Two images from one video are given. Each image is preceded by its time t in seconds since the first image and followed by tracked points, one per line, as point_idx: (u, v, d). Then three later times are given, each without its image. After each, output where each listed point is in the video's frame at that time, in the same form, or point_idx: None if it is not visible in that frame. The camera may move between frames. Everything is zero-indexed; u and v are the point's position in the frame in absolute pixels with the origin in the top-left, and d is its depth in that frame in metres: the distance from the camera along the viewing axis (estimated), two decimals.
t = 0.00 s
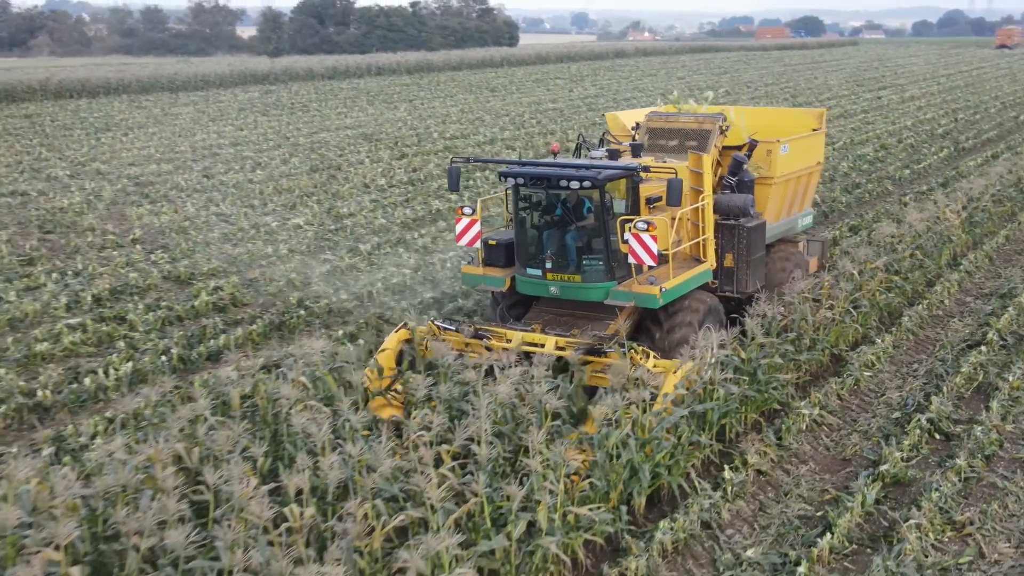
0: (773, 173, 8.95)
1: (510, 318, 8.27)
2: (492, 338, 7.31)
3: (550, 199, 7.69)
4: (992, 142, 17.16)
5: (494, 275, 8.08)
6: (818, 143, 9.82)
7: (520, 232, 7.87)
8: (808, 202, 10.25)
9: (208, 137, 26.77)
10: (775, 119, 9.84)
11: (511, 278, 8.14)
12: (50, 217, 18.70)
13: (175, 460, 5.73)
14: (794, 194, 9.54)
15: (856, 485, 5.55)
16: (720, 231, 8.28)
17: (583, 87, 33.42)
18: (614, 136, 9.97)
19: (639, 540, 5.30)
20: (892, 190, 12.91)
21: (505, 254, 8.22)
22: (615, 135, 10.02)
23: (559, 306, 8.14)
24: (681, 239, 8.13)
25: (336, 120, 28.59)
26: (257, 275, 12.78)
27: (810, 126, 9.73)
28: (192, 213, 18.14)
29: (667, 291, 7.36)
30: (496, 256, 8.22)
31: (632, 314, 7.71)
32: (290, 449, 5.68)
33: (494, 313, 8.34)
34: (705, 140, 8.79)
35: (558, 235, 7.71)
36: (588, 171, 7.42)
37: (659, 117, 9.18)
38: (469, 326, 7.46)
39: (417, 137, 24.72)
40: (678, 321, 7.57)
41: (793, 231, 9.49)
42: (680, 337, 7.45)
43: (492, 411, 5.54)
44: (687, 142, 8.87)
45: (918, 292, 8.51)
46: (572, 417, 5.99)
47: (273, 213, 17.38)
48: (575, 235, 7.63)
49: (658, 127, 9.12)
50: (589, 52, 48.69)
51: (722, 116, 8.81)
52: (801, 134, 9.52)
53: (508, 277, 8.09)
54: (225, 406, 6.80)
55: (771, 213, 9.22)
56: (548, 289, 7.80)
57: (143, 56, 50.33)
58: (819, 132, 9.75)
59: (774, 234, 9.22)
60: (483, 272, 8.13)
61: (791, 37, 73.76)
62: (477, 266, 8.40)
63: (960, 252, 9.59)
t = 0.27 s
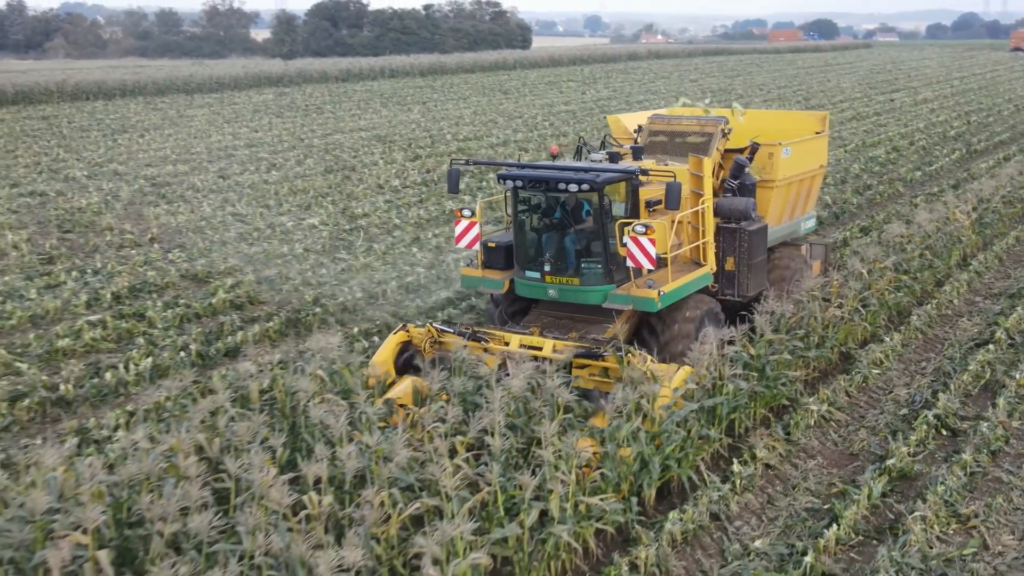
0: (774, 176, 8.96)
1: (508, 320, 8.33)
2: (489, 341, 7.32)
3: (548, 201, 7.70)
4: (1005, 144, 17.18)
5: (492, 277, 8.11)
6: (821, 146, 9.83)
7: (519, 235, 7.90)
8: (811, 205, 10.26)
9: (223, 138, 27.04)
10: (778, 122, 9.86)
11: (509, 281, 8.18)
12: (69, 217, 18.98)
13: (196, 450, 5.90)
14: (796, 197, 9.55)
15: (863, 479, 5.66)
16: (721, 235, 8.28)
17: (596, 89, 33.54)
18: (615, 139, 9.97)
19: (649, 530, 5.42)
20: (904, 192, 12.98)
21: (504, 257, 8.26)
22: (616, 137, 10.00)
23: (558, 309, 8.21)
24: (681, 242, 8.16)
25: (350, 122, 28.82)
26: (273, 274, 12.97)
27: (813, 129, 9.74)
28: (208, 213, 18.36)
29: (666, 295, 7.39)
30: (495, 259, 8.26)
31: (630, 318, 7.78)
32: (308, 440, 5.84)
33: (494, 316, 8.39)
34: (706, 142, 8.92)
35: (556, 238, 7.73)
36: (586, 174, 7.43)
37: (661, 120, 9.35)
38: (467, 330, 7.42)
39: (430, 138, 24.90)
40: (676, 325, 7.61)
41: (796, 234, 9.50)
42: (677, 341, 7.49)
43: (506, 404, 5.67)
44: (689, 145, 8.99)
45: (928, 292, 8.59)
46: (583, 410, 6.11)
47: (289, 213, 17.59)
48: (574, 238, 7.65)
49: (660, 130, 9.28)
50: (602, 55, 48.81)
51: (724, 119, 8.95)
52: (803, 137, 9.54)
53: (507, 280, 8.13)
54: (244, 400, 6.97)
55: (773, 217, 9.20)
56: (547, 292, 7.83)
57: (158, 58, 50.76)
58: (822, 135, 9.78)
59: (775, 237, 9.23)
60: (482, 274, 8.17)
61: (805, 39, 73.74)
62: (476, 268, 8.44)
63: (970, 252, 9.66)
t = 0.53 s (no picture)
0: (777, 179, 8.99)
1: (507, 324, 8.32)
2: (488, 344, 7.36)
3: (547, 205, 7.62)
4: (1020, 146, 17.19)
5: (491, 280, 8.13)
6: (825, 149, 9.86)
7: (518, 238, 7.82)
8: (815, 209, 10.30)
9: (240, 140, 27.32)
10: (782, 125, 9.89)
11: (508, 285, 8.14)
12: (90, 217, 19.27)
13: (220, 439, 6.09)
14: (800, 200, 9.59)
15: (872, 472, 5.77)
16: (722, 238, 8.27)
17: (611, 92, 33.65)
18: (617, 142, 10.01)
19: (660, 519, 5.56)
20: (918, 194, 13.04)
21: (503, 260, 8.22)
22: (618, 141, 10.05)
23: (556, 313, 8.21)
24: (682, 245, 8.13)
25: (366, 124, 29.06)
26: (292, 272, 13.18)
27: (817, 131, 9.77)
28: (228, 212, 18.59)
29: (664, 300, 7.35)
30: (495, 262, 8.23)
31: (629, 322, 7.78)
32: (329, 430, 6.02)
33: (493, 320, 8.38)
34: (709, 145, 8.98)
35: (555, 242, 7.64)
36: (585, 177, 7.35)
37: (664, 123, 9.40)
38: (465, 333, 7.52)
39: (446, 140, 25.10)
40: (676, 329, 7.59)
41: (800, 238, 9.55)
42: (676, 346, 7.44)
43: (521, 397, 5.81)
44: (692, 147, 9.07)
45: (939, 291, 8.66)
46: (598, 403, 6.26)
47: (307, 213, 17.81)
48: (573, 242, 7.56)
49: (662, 133, 9.33)
50: (617, 58, 48.92)
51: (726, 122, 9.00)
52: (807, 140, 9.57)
53: (506, 284, 8.11)
54: (265, 392, 7.15)
55: (776, 219, 9.24)
56: (546, 296, 7.75)
57: (175, 61, 51.18)
58: (826, 137, 9.84)
59: (778, 240, 9.28)
60: (481, 277, 8.17)
61: (821, 42, 73.65)
62: (476, 272, 8.42)
63: (983, 253, 9.73)
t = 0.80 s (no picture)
0: (779, 182, 9.05)
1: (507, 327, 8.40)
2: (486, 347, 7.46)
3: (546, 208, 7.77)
4: None
5: (490, 284, 8.24)
6: (829, 151, 9.95)
7: (517, 241, 7.99)
8: (819, 211, 10.37)
9: (259, 141, 27.61)
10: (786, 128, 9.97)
11: (507, 287, 8.27)
12: (112, 216, 19.58)
13: (243, 430, 6.26)
14: (803, 203, 9.67)
15: (881, 466, 5.87)
16: (723, 241, 8.29)
17: (627, 95, 33.75)
18: (620, 144, 10.09)
19: (673, 511, 5.69)
20: (933, 196, 13.09)
21: (502, 263, 8.36)
22: (620, 143, 10.17)
23: (555, 316, 8.28)
24: (682, 249, 8.17)
25: (383, 126, 29.29)
26: (311, 271, 13.39)
27: (821, 134, 9.84)
28: (247, 212, 18.84)
29: (663, 303, 7.42)
30: (495, 265, 8.37)
31: (629, 326, 7.87)
32: (349, 422, 6.18)
33: (494, 322, 8.49)
34: (711, 148, 9.06)
35: (554, 245, 7.81)
36: (583, 181, 7.42)
37: (665, 125, 9.41)
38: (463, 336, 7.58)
39: (463, 142, 25.29)
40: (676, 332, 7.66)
41: (804, 241, 9.63)
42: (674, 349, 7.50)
43: (537, 390, 5.95)
44: (693, 149, 9.11)
45: (951, 292, 8.74)
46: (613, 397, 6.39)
47: (325, 213, 18.02)
48: (571, 245, 7.70)
49: (664, 134, 9.33)
50: (633, 60, 48.99)
51: (729, 125, 9.10)
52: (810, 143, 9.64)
53: (505, 287, 8.25)
54: (285, 386, 7.33)
55: (778, 222, 9.29)
56: (545, 299, 7.90)
57: (193, 63, 51.64)
58: (830, 140, 9.87)
59: (781, 243, 9.35)
60: (480, 281, 8.29)
61: (838, 45, 73.50)
62: (475, 274, 8.55)
63: (996, 254, 9.79)
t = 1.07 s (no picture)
0: (780, 184, 8.96)
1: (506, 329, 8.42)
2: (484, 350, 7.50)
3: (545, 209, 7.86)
4: None
5: (489, 286, 8.30)
6: (833, 153, 9.87)
7: (516, 243, 8.06)
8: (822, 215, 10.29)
9: (274, 142, 27.85)
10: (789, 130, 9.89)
11: (506, 289, 8.31)
12: (130, 216, 19.84)
13: (263, 423, 6.41)
14: (806, 206, 9.58)
15: (890, 461, 5.95)
16: (725, 244, 8.37)
17: (641, 97, 33.80)
18: (621, 147, 10.13)
19: (683, 504, 5.80)
20: (946, 198, 13.13)
21: (502, 265, 8.42)
22: (622, 146, 10.22)
23: (554, 318, 8.30)
24: (682, 251, 8.15)
25: (398, 128, 29.47)
26: (327, 270, 13.55)
27: (825, 137, 9.76)
28: (263, 213, 19.04)
29: (662, 305, 7.44)
30: (494, 267, 8.43)
31: (628, 328, 7.91)
32: (367, 415, 6.32)
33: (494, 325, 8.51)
34: (713, 150, 9.03)
35: (553, 247, 7.88)
36: (582, 182, 7.51)
37: (667, 127, 9.32)
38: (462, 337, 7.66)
39: (477, 144, 25.44)
40: (675, 335, 7.68)
41: (807, 244, 9.55)
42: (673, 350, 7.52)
43: (551, 385, 6.08)
44: (694, 150, 9.11)
45: (962, 292, 8.79)
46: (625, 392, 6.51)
47: (340, 213, 18.19)
48: (570, 246, 7.76)
49: (666, 138, 9.26)
50: (647, 63, 49.02)
51: (730, 128, 9.08)
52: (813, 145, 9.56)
53: (504, 289, 8.31)
54: (302, 381, 7.47)
55: (780, 225, 9.16)
56: (543, 300, 7.96)
57: (208, 65, 52.01)
58: (834, 143, 9.78)
59: (783, 246, 9.26)
60: (479, 283, 8.36)
61: (853, 47, 73.24)
62: (474, 276, 8.61)
63: (1007, 255, 9.83)
